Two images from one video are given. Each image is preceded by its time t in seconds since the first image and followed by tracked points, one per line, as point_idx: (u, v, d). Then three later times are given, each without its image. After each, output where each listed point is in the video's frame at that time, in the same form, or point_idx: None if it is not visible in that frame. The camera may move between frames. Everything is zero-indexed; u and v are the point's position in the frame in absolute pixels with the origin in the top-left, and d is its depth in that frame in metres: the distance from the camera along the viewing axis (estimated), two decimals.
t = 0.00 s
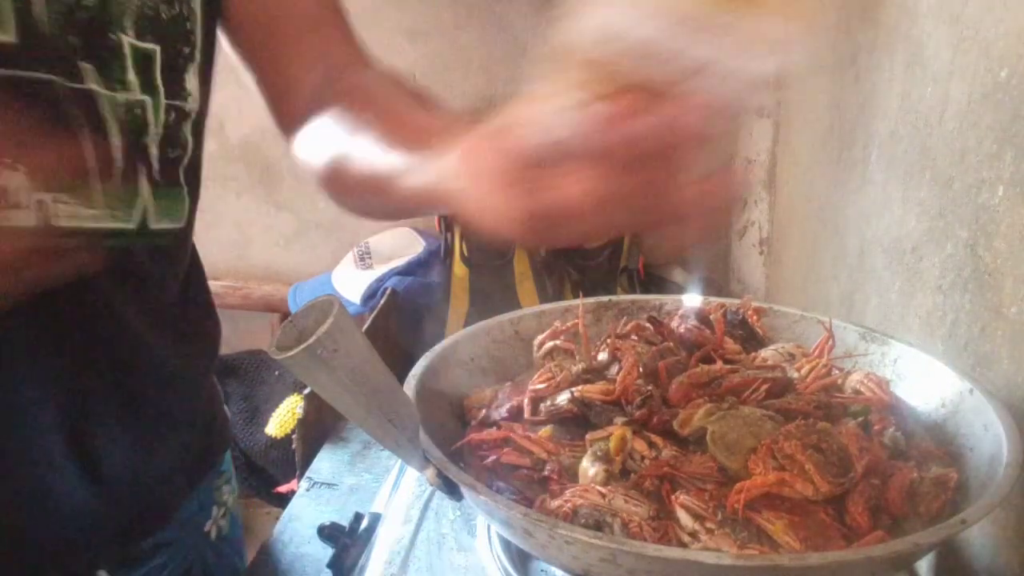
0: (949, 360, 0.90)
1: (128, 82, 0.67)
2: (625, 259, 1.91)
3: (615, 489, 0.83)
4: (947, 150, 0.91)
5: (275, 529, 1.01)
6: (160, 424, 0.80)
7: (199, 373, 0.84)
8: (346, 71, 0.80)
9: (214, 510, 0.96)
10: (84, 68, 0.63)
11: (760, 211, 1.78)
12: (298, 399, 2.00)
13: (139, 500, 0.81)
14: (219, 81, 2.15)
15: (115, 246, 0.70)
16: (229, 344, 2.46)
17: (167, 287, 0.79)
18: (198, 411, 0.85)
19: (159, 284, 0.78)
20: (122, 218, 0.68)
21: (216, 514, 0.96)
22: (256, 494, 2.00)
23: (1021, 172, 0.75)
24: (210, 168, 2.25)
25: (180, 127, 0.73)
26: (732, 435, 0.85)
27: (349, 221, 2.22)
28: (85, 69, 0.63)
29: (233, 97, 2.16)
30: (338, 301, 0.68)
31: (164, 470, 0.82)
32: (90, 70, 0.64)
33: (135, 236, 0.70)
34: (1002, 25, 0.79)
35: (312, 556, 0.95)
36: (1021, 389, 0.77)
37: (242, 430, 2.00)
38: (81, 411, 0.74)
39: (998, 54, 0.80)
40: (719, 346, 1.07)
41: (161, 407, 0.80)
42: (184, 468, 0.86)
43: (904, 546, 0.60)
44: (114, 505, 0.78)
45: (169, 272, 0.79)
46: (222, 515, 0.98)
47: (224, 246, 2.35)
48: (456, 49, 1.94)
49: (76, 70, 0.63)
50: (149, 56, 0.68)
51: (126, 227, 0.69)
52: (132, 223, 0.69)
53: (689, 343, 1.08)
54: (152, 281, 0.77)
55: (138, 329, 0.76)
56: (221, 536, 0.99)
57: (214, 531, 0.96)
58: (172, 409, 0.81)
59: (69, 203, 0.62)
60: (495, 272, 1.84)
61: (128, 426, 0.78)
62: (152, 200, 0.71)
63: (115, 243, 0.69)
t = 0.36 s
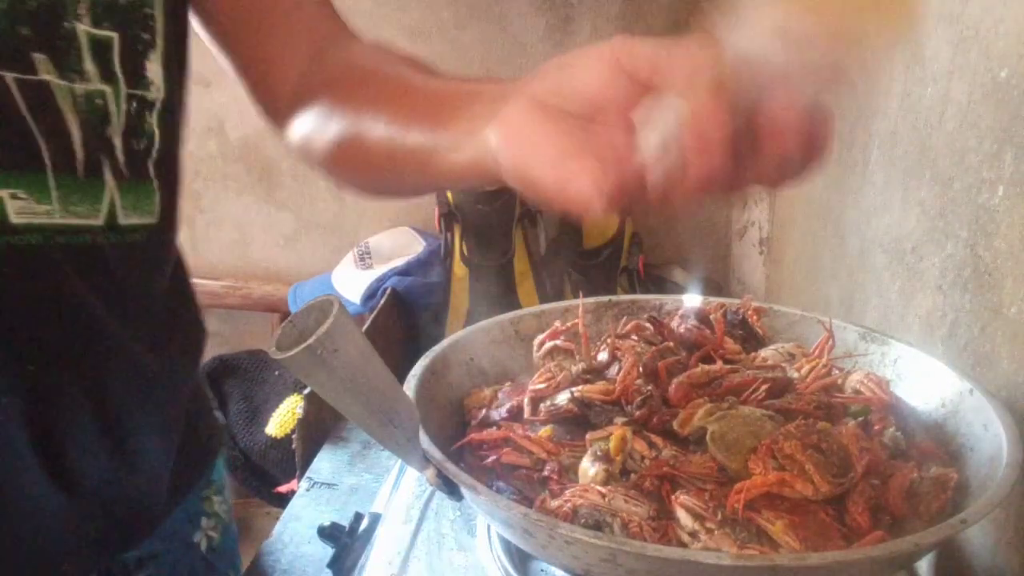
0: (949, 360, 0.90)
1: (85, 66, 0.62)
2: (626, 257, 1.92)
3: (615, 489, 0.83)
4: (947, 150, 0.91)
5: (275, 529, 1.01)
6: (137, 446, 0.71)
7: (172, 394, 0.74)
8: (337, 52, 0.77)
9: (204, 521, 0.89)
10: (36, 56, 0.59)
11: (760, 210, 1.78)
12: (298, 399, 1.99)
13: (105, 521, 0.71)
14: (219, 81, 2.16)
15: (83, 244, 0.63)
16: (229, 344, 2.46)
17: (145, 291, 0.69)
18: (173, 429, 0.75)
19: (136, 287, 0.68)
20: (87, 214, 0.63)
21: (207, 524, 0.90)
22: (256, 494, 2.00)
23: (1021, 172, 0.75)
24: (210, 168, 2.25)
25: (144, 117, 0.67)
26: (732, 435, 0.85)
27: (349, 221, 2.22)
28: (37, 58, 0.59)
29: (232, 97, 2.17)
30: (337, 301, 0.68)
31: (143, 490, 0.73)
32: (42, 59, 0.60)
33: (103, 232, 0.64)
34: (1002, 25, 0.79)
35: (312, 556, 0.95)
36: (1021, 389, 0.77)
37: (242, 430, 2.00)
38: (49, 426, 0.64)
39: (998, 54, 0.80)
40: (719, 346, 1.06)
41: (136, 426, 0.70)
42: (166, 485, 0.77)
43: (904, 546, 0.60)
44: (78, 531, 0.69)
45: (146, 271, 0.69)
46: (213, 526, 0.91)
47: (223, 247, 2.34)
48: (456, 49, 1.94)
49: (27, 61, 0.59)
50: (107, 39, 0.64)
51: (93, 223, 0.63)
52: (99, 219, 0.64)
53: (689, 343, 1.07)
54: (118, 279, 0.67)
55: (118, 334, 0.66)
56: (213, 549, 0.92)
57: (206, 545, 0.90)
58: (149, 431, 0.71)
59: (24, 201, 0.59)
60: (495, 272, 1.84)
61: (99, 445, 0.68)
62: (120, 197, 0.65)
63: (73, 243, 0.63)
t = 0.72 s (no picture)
0: (949, 359, 0.90)
1: (62, 67, 0.54)
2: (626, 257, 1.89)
3: (615, 489, 0.83)
4: (947, 150, 0.91)
5: (274, 528, 1.01)
6: (127, 450, 0.71)
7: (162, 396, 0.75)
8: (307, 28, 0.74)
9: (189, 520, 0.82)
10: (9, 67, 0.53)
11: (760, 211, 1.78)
12: (298, 399, 1.99)
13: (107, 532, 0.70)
14: (219, 81, 2.16)
15: (62, 249, 0.64)
16: (229, 345, 2.46)
17: (118, 293, 0.70)
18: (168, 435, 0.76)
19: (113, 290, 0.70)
20: (68, 218, 0.58)
21: (192, 524, 0.83)
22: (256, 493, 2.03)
23: (1021, 172, 0.75)
24: (210, 168, 2.25)
25: (131, 119, 0.58)
26: (731, 435, 0.85)
27: (349, 221, 2.23)
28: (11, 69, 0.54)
29: (233, 97, 2.17)
30: (337, 300, 0.68)
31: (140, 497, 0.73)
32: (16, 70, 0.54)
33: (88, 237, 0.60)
34: (1002, 25, 0.79)
35: (312, 556, 0.95)
36: (1021, 388, 0.77)
37: (242, 430, 2.00)
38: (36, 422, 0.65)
39: (998, 54, 0.80)
40: (719, 346, 1.06)
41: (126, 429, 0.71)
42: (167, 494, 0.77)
43: (904, 546, 0.60)
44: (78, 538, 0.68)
45: (120, 274, 0.70)
46: (200, 525, 0.84)
47: (223, 246, 2.34)
48: (456, 49, 1.94)
49: None
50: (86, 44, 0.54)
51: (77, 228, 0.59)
52: (82, 225, 0.59)
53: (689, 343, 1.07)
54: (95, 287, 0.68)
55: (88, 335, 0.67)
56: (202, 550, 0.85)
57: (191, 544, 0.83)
58: (139, 435, 0.72)
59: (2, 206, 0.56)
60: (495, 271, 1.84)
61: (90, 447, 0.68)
62: (107, 203, 0.59)
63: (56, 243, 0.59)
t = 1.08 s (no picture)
0: (950, 359, 0.90)
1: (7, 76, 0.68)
2: (625, 258, 1.90)
3: (615, 489, 0.83)
4: (947, 150, 0.91)
5: (274, 528, 1.00)
6: (101, 462, 0.77)
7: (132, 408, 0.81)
8: (261, 41, 0.82)
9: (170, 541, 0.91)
10: None
11: (760, 210, 1.78)
12: (298, 399, 1.99)
13: (75, 537, 0.77)
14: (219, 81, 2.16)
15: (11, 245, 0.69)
16: (229, 344, 2.46)
17: (89, 309, 0.76)
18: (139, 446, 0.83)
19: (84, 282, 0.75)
20: (15, 219, 0.69)
21: (173, 547, 0.92)
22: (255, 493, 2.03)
23: (1021, 172, 0.75)
24: (210, 168, 2.25)
25: (71, 128, 0.71)
26: (731, 435, 0.85)
27: (349, 220, 2.23)
28: None
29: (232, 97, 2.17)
30: (337, 300, 0.68)
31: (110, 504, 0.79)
32: None
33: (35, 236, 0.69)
34: (1002, 25, 0.79)
35: (311, 555, 0.95)
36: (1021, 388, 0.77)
37: (242, 430, 2.00)
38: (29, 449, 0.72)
39: (998, 54, 0.80)
40: (719, 346, 1.06)
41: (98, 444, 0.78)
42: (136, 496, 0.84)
43: (904, 546, 0.60)
44: (53, 549, 0.76)
45: (78, 278, 0.74)
46: (180, 549, 0.94)
47: (223, 246, 2.34)
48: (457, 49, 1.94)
49: None
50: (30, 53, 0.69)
51: (22, 226, 0.69)
52: (27, 224, 0.69)
53: (689, 343, 1.07)
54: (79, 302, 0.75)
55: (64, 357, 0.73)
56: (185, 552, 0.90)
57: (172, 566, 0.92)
58: (107, 445, 0.78)
59: None
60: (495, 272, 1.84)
61: (61, 465, 0.75)
62: (49, 202, 0.70)
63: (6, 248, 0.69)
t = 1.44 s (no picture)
0: (950, 360, 0.90)
1: None
2: (625, 257, 1.89)
3: (615, 489, 0.83)
4: (946, 150, 0.91)
5: (274, 528, 1.00)
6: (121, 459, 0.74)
7: (155, 408, 0.78)
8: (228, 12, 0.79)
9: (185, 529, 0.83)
10: None
11: (760, 210, 1.78)
12: (298, 398, 1.99)
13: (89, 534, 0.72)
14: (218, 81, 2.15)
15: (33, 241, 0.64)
16: (229, 344, 2.45)
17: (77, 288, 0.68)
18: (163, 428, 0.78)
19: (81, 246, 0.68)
20: (34, 208, 0.64)
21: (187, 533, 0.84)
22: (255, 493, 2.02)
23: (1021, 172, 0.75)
24: (210, 168, 2.25)
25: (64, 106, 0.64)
26: (731, 435, 0.85)
27: (349, 221, 2.22)
28: None
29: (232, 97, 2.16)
30: (337, 300, 0.68)
31: (140, 503, 0.76)
32: None
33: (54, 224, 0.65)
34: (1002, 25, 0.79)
35: (311, 555, 0.95)
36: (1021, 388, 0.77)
37: (242, 430, 2.00)
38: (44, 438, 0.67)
39: (998, 54, 0.80)
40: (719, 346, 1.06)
41: (132, 435, 0.74)
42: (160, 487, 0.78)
43: (904, 546, 0.60)
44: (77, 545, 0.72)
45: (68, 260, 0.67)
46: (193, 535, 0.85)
47: (223, 246, 2.34)
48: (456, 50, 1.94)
49: None
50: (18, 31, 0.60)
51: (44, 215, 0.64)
52: (48, 211, 0.64)
53: (689, 343, 1.06)
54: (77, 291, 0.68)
55: (72, 353, 0.68)
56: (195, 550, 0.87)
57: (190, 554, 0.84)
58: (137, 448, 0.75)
59: None
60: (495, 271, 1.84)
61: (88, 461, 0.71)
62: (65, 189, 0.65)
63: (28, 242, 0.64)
